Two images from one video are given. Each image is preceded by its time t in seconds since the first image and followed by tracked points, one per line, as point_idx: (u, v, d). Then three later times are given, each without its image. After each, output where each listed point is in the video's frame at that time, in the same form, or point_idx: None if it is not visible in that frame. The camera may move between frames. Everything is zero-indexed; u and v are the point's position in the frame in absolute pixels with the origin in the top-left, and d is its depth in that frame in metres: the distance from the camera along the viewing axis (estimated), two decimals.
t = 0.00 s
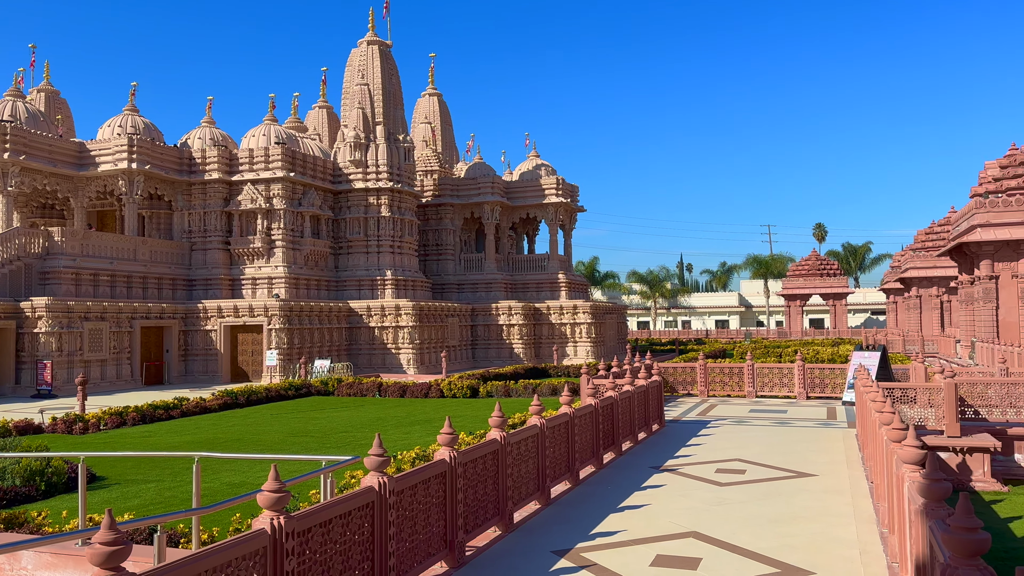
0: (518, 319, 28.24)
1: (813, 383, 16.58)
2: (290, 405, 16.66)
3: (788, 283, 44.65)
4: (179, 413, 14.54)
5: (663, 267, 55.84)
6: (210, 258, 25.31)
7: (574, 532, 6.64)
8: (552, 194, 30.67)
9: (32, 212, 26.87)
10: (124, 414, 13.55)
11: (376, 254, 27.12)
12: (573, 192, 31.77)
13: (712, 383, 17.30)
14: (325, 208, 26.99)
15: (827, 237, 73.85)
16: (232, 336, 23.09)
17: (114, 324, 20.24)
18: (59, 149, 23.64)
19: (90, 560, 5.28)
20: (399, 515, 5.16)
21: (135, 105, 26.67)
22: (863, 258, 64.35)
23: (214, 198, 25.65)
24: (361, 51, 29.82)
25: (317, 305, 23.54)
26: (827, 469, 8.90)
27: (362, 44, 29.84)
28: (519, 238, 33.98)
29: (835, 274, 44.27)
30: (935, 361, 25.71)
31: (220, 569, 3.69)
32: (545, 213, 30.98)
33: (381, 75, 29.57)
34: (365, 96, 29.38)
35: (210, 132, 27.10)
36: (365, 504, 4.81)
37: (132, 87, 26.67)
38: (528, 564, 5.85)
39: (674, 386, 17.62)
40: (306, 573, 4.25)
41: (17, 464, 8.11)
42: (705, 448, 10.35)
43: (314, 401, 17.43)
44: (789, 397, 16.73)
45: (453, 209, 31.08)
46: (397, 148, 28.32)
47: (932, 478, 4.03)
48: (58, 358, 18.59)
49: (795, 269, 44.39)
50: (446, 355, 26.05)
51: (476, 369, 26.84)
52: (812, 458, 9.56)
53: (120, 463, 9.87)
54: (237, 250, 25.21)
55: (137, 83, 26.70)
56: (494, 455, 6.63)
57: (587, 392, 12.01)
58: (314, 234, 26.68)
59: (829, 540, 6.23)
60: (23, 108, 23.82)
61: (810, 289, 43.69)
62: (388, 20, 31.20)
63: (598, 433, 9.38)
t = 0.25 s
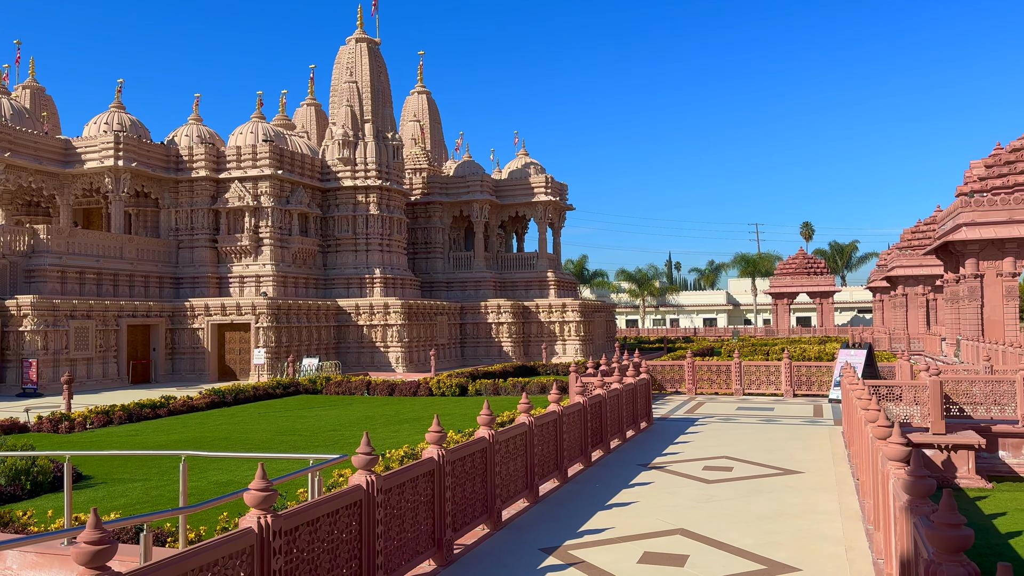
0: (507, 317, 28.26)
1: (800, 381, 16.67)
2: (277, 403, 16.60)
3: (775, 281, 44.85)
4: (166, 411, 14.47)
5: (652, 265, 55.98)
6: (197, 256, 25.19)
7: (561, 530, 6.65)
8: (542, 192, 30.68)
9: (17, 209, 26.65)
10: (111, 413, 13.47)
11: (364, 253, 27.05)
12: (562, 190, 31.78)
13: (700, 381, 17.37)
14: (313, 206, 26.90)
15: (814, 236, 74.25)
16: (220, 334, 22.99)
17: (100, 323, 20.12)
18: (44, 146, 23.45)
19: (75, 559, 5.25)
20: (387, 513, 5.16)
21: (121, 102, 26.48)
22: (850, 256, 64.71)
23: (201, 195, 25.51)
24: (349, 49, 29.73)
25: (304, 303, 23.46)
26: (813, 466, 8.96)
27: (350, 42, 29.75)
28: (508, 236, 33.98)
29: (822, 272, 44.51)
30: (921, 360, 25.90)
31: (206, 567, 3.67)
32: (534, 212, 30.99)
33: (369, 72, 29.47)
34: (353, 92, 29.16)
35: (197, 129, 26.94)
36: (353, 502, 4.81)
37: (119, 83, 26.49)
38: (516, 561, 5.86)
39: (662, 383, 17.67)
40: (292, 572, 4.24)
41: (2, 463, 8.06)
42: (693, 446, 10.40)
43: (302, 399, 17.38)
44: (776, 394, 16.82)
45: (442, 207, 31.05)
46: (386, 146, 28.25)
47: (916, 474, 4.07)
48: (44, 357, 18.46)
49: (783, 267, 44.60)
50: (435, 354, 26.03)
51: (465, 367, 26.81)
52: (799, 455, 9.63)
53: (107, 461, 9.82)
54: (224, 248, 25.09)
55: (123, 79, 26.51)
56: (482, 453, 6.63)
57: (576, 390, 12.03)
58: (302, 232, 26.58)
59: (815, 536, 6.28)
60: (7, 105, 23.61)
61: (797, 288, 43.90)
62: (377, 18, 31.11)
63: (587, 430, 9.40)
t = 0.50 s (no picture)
0: (496, 316, 28.26)
1: (787, 379, 16.76)
2: (265, 402, 16.54)
3: (763, 280, 45.05)
4: (152, 410, 14.39)
5: (640, 263, 56.10)
6: (184, 254, 25.06)
7: (549, 527, 6.66)
8: (531, 191, 30.68)
9: (2, 206, 26.43)
10: (97, 412, 13.38)
11: (353, 251, 26.98)
12: (551, 188, 31.79)
13: (688, 379, 17.43)
14: (301, 204, 26.79)
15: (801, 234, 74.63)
16: (207, 333, 22.88)
17: (86, 321, 19.98)
18: (29, 143, 23.26)
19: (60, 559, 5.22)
20: (374, 512, 5.15)
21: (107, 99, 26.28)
22: (837, 255, 65.06)
23: (188, 193, 25.37)
24: (337, 46, 29.62)
25: (292, 302, 23.37)
26: (799, 464, 9.01)
27: (339, 39, 29.64)
28: (497, 234, 33.98)
29: (809, 271, 44.74)
30: (907, 358, 26.09)
31: (192, 566, 3.66)
32: (523, 210, 30.99)
33: (357, 70, 29.37)
34: (341, 89, 29.00)
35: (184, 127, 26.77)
36: (340, 501, 4.79)
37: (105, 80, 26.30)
38: (503, 559, 5.86)
39: (650, 381, 17.71)
40: (279, 570, 4.23)
41: None
42: (680, 443, 10.43)
43: (290, 398, 17.31)
44: (763, 392, 16.90)
45: (431, 205, 31.00)
46: (375, 144, 28.18)
47: (901, 471, 4.10)
48: (29, 356, 18.32)
49: (771, 266, 44.81)
50: (424, 352, 25.99)
51: (453, 365, 26.80)
52: (786, 453, 9.68)
53: (92, 461, 9.76)
54: (211, 246, 24.97)
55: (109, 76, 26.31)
56: (470, 451, 6.63)
57: (564, 388, 12.04)
58: (290, 230, 26.47)
59: (801, 533, 6.32)
60: None
61: (785, 286, 44.10)
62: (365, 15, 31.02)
63: (575, 428, 9.42)
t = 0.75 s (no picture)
0: (485, 314, 28.26)
1: (775, 376, 16.85)
2: (253, 400, 16.48)
3: (751, 278, 45.22)
4: (139, 409, 14.32)
5: (630, 262, 56.21)
6: (171, 252, 24.92)
7: (538, 525, 6.67)
8: (520, 189, 30.68)
9: None
10: (83, 410, 13.29)
11: (342, 248, 26.88)
12: (540, 186, 31.80)
13: (676, 377, 17.49)
14: (289, 202, 26.68)
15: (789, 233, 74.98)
16: (194, 331, 22.76)
17: (72, 319, 19.85)
18: (14, 140, 23.07)
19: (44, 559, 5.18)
20: (362, 510, 5.14)
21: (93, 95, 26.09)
22: (824, 253, 65.39)
23: (175, 190, 25.22)
24: (326, 43, 29.52)
25: (280, 300, 23.27)
26: (786, 461, 9.06)
27: (327, 36, 29.53)
28: (486, 233, 33.96)
29: (796, 269, 44.95)
30: (893, 356, 26.27)
31: (178, 566, 3.64)
32: (512, 208, 30.98)
33: (346, 67, 29.28)
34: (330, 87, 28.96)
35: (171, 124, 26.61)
36: (328, 499, 4.78)
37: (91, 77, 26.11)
38: (491, 557, 5.86)
39: (638, 379, 17.75)
40: (266, 569, 4.21)
41: None
42: (668, 441, 10.46)
43: (278, 396, 17.25)
44: (751, 390, 16.98)
45: (420, 203, 30.95)
46: (364, 141, 28.10)
47: (886, 469, 4.13)
48: (14, 354, 18.19)
49: (758, 264, 44.99)
50: (412, 350, 25.95)
51: (442, 364, 26.78)
52: (773, 450, 9.72)
53: (79, 460, 9.69)
54: (199, 244, 24.85)
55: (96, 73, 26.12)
56: (459, 449, 6.62)
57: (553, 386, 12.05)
58: (278, 228, 26.36)
59: (788, 530, 6.35)
60: None
61: (773, 285, 44.27)
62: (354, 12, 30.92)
63: (564, 426, 9.43)
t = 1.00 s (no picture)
0: (474, 312, 28.24)
1: (762, 374, 16.92)
2: (240, 399, 16.41)
3: (739, 277, 45.37)
4: (126, 407, 14.23)
5: (618, 260, 56.30)
6: (158, 250, 24.77)
7: (526, 523, 6.67)
8: (509, 187, 30.66)
9: None
10: (69, 408, 13.18)
11: (330, 246, 26.78)
12: (529, 184, 31.79)
13: (665, 375, 17.54)
14: (277, 199, 26.56)
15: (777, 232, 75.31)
16: (181, 329, 22.64)
17: (58, 317, 19.70)
18: None
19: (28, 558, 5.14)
20: (350, 509, 5.12)
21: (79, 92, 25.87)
22: (811, 252, 65.71)
23: (162, 187, 25.06)
24: (314, 40, 29.39)
25: (268, 298, 23.16)
26: (773, 459, 9.11)
27: (316, 33, 29.40)
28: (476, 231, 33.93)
29: (784, 268, 45.14)
30: (880, 354, 26.41)
31: (165, 564, 3.62)
32: (501, 206, 30.96)
33: (335, 64, 29.17)
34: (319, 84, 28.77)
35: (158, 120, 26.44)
36: (316, 498, 4.76)
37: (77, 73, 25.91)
38: (479, 555, 5.87)
39: (627, 377, 17.79)
40: (254, 568, 4.20)
41: None
42: (656, 439, 10.49)
43: (266, 395, 17.19)
44: (738, 387, 17.05)
45: (409, 201, 30.88)
46: (352, 139, 28.01)
47: (873, 466, 4.15)
48: None
49: (746, 263, 45.14)
50: (401, 349, 25.90)
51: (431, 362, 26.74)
52: (760, 448, 9.77)
53: (64, 458, 9.63)
54: (186, 241, 24.71)
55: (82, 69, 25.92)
56: (447, 447, 6.61)
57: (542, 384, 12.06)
58: (266, 226, 26.24)
59: (775, 528, 6.37)
60: None
61: (760, 283, 44.43)
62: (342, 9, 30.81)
63: (553, 424, 9.43)
